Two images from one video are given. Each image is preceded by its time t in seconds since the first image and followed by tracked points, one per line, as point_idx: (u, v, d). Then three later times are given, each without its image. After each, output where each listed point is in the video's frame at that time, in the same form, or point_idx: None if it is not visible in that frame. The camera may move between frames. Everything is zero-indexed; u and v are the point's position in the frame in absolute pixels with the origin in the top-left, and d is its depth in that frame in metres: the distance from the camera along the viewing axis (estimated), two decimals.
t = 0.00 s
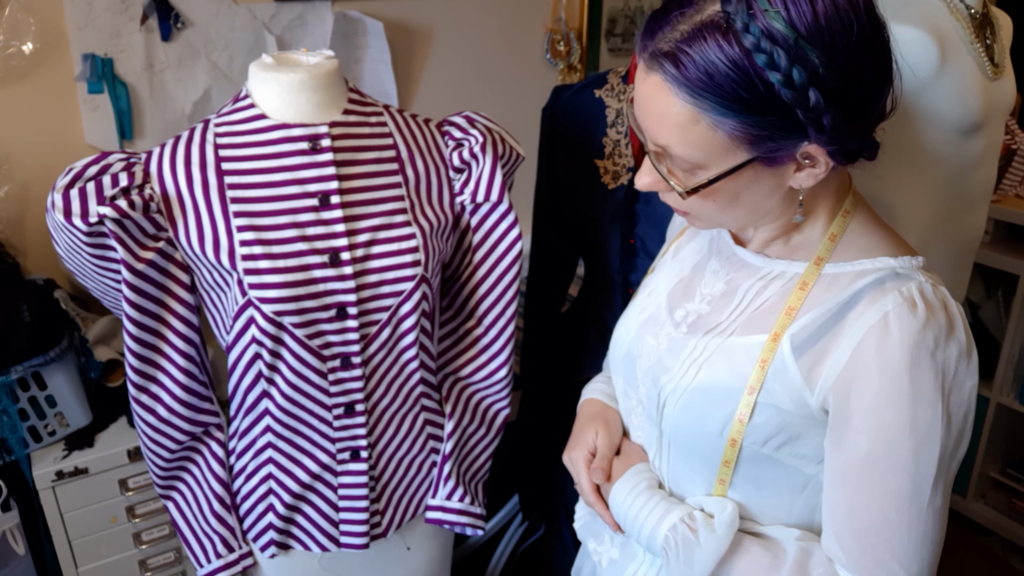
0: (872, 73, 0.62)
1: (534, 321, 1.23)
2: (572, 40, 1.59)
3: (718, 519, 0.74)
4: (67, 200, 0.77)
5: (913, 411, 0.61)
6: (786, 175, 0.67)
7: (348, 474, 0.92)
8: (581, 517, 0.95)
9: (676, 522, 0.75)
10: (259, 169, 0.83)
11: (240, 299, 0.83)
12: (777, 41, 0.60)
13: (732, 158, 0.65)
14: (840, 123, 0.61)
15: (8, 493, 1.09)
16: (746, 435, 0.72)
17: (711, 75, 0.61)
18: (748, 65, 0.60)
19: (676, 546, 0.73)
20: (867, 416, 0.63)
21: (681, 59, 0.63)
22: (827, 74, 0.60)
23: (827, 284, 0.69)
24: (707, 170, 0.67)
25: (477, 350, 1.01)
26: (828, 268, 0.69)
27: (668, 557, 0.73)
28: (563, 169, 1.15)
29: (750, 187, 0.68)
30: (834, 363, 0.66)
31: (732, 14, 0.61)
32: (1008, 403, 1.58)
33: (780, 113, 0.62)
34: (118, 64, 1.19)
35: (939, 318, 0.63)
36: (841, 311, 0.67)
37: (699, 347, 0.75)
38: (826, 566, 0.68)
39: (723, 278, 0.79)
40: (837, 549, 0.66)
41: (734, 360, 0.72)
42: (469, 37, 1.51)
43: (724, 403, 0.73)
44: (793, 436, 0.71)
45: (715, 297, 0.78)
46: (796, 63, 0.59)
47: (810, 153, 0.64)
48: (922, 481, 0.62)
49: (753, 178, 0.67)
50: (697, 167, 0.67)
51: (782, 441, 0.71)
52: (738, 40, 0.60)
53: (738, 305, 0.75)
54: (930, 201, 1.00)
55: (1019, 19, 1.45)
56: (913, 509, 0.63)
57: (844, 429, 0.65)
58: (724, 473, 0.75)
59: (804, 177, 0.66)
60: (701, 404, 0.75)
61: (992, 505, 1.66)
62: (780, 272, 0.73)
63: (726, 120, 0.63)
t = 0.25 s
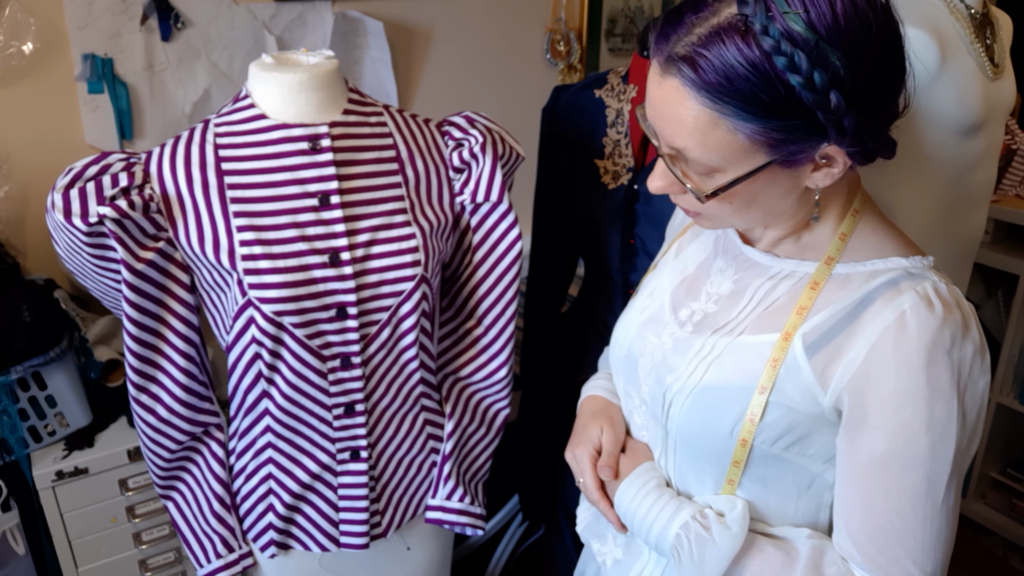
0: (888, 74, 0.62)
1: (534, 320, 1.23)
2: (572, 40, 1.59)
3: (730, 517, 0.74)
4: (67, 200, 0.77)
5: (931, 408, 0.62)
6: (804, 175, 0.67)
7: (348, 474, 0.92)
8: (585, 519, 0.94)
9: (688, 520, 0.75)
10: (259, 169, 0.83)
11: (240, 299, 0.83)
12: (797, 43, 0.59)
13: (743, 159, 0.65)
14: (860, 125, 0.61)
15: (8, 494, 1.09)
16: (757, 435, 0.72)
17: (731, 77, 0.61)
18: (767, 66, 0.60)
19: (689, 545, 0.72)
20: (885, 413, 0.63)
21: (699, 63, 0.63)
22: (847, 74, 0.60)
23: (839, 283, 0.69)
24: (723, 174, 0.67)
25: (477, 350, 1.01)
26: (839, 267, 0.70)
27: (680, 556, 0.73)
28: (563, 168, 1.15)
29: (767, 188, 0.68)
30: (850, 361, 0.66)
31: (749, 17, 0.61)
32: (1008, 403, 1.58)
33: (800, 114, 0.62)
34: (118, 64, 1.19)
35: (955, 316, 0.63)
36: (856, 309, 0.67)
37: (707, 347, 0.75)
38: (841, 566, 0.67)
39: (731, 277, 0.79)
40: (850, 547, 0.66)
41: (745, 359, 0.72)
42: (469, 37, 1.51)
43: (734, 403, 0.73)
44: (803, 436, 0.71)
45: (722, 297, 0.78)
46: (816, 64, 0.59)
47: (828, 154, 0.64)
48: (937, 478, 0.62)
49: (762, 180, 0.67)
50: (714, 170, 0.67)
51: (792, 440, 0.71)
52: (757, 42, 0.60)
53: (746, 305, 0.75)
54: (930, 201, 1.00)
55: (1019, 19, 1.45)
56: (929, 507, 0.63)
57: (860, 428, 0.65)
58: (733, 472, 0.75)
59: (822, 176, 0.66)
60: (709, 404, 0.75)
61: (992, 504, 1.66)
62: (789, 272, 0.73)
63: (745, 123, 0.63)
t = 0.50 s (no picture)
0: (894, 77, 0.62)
1: (534, 320, 1.23)
2: (572, 40, 1.59)
3: (737, 527, 0.74)
4: (67, 200, 0.77)
5: (942, 410, 0.61)
6: (812, 180, 0.67)
7: (348, 474, 0.92)
8: (588, 520, 0.94)
9: (693, 530, 0.75)
10: (258, 169, 0.83)
11: (240, 299, 0.83)
12: (803, 49, 0.59)
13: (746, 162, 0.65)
14: (869, 129, 0.61)
15: (8, 494, 1.09)
16: (766, 438, 0.72)
17: (736, 84, 0.61)
18: (774, 73, 0.60)
19: (694, 555, 0.73)
20: (894, 417, 0.62)
21: (705, 71, 0.63)
22: (855, 79, 0.60)
23: (847, 286, 0.69)
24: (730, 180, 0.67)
25: (477, 350, 1.01)
26: (846, 270, 0.69)
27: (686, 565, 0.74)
28: (563, 168, 1.15)
29: (776, 196, 0.68)
30: (859, 364, 0.66)
31: (754, 23, 0.61)
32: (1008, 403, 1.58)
33: (808, 119, 0.62)
34: (118, 64, 1.19)
35: (965, 316, 0.63)
36: (865, 311, 0.67)
37: (715, 350, 0.75)
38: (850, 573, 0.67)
39: (737, 279, 0.79)
40: (861, 553, 0.66)
41: (752, 362, 0.72)
42: (469, 36, 1.51)
43: (743, 407, 0.73)
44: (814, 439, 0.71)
45: (729, 300, 0.78)
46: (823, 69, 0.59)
47: (838, 156, 0.64)
48: (949, 480, 0.62)
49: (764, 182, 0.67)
50: (722, 177, 0.67)
51: (801, 443, 0.71)
52: (762, 49, 0.60)
53: (754, 308, 0.75)
54: (930, 201, 1.00)
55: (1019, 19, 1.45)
56: (942, 509, 0.63)
57: (869, 432, 0.64)
58: (742, 477, 0.75)
59: (830, 181, 0.66)
60: (718, 408, 0.75)
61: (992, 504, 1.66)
62: (798, 274, 0.73)
63: (752, 130, 0.63)
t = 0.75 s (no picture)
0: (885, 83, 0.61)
1: (534, 321, 1.23)
2: (572, 40, 1.59)
3: (741, 532, 0.74)
4: (68, 200, 0.77)
5: (941, 419, 0.61)
6: (800, 183, 0.67)
7: (348, 474, 0.92)
8: (592, 522, 0.94)
9: (697, 536, 0.75)
10: (258, 169, 0.83)
11: (240, 299, 0.83)
12: (790, 51, 0.59)
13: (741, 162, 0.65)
14: (854, 133, 0.61)
15: (8, 493, 1.09)
16: (769, 446, 0.72)
17: (722, 83, 0.62)
18: (760, 74, 0.60)
19: (699, 562, 0.73)
20: (893, 426, 0.62)
21: (692, 68, 0.63)
22: (842, 83, 0.59)
23: (846, 292, 0.69)
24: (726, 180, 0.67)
25: (477, 350, 1.01)
26: (845, 276, 0.69)
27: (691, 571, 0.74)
28: (563, 168, 1.15)
29: (772, 197, 0.68)
30: (857, 373, 0.66)
31: (744, 23, 0.61)
32: (1009, 404, 1.58)
33: (793, 121, 0.62)
34: (118, 64, 1.19)
35: (962, 324, 0.63)
36: (863, 319, 0.67)
37: (717, 359, 0.75)
38: None
39: (738, 286, 0.79)
40: (863, 558, 0.66)
41: (754, 371, 0.72)
42: (469, 36, 1.51)
43: (745, 416, 0.73)
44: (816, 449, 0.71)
45: (730, 307, 0.78)
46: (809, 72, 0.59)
47: (825, 161, 0.64)
48: (951, 486, 0.62)
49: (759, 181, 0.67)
50: (710, 176, 0.67)
51: (804, 452, 0.71)
52: (750, 49, 0.60)
53: (755, 315, 0.75)
54: (930, 201, 1.00)
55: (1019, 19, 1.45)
56: (943, 517, 0.62)
57: (870, 440, 0.64)
58: (746, 484, 0.75)
59: (819, 185, 0.66)
60: (721, 415, 0.75)
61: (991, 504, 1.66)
62: (796, 282, 0.73)
63: (736, 130, 0.63)
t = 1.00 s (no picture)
0: (886, 82, 0.61)
1: (534, 321, 1.23)
2: (572, 40, 1.59)
3: (733, 530, 0.74)
4: (68, 200, 0.77)
5: (927, 432, 0.61)
6: (786, 177, 0.67)
7: (348, 474, 0.92)
8: (592, 520, 0.94)
9: (691, 531, 0.75)
10: (258, 169, 0.83)
11: (240, 299, 0.83)
12: (794, 33, 0.59)
13: (733, 154, 0.66)
14: (845, 125, 0.60)
15: (8, 493, 1.09)
16: (759, 452, 0.72)
17: (722, 56, 0.62)
18: (760, 53, 0.60)
19: (690, 556, 0.74)
20: (880, 436, 0.62)
21: (696, 38, 0.63)
22: (840, 75, 0.59)
23: (840, 299, 0.68)
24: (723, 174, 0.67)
25: (477, 350, 1.01)
26: (841, 283, 0.69)
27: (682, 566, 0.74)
28: (563, 168, 1.15)
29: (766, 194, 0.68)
30: (846, 383, 0.65)
31: None
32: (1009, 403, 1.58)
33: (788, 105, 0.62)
34: (118, 64, 1.19)
35: (953, 338, 0.62)
36: (854, 328, 0.66)
37: (711, 362, 0.75)
38: None
39: (736, 291, 0.79)
40: (849, 568, 0.66)
41: (747, 377, 0.71)
42: (469, 36, 1.51)
43: (738, 422, 0.73)
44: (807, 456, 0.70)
45: (727, 311, 0.78)
46: (809, 57, 0.59)
47: (810, 155, 0.64)
48: (937, 502, 0.62)
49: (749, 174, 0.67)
50: (696, 153, 0.68)
51: (794, 458, 0.71)
52: (755, 25, 0.60)
53: (751, 319, 0.75)
54: (930, 201, 1.00)
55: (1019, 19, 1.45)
56: (928, 531, 0.62)
57: (858, 449, 0.64)
58: (737, 488, 0.75)
59: (804, 182, 0.66)
60: (713, 419, 0.75)
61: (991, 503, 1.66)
62: (791, 287, 0.73)
63: (731, 104, 0.63)
